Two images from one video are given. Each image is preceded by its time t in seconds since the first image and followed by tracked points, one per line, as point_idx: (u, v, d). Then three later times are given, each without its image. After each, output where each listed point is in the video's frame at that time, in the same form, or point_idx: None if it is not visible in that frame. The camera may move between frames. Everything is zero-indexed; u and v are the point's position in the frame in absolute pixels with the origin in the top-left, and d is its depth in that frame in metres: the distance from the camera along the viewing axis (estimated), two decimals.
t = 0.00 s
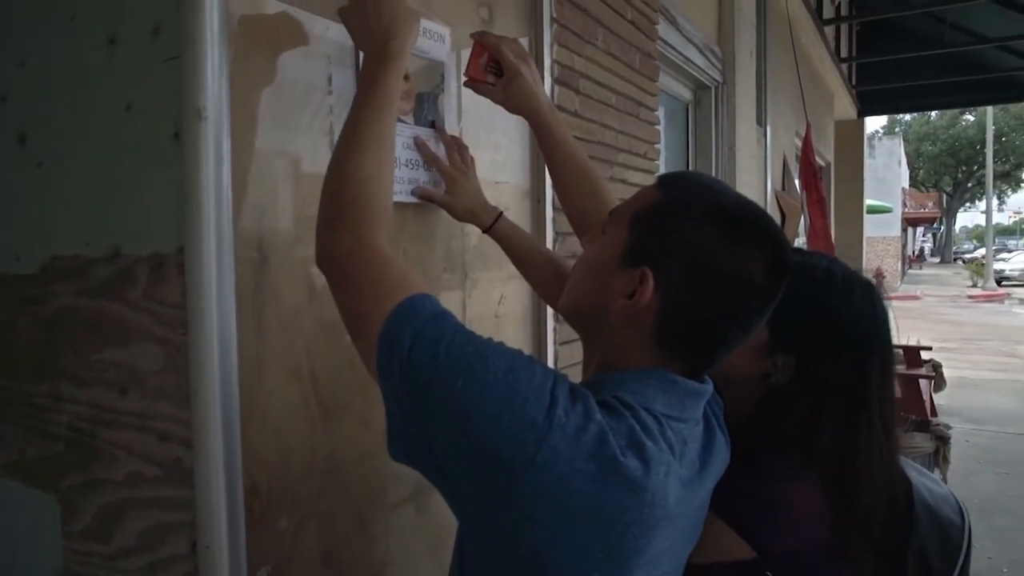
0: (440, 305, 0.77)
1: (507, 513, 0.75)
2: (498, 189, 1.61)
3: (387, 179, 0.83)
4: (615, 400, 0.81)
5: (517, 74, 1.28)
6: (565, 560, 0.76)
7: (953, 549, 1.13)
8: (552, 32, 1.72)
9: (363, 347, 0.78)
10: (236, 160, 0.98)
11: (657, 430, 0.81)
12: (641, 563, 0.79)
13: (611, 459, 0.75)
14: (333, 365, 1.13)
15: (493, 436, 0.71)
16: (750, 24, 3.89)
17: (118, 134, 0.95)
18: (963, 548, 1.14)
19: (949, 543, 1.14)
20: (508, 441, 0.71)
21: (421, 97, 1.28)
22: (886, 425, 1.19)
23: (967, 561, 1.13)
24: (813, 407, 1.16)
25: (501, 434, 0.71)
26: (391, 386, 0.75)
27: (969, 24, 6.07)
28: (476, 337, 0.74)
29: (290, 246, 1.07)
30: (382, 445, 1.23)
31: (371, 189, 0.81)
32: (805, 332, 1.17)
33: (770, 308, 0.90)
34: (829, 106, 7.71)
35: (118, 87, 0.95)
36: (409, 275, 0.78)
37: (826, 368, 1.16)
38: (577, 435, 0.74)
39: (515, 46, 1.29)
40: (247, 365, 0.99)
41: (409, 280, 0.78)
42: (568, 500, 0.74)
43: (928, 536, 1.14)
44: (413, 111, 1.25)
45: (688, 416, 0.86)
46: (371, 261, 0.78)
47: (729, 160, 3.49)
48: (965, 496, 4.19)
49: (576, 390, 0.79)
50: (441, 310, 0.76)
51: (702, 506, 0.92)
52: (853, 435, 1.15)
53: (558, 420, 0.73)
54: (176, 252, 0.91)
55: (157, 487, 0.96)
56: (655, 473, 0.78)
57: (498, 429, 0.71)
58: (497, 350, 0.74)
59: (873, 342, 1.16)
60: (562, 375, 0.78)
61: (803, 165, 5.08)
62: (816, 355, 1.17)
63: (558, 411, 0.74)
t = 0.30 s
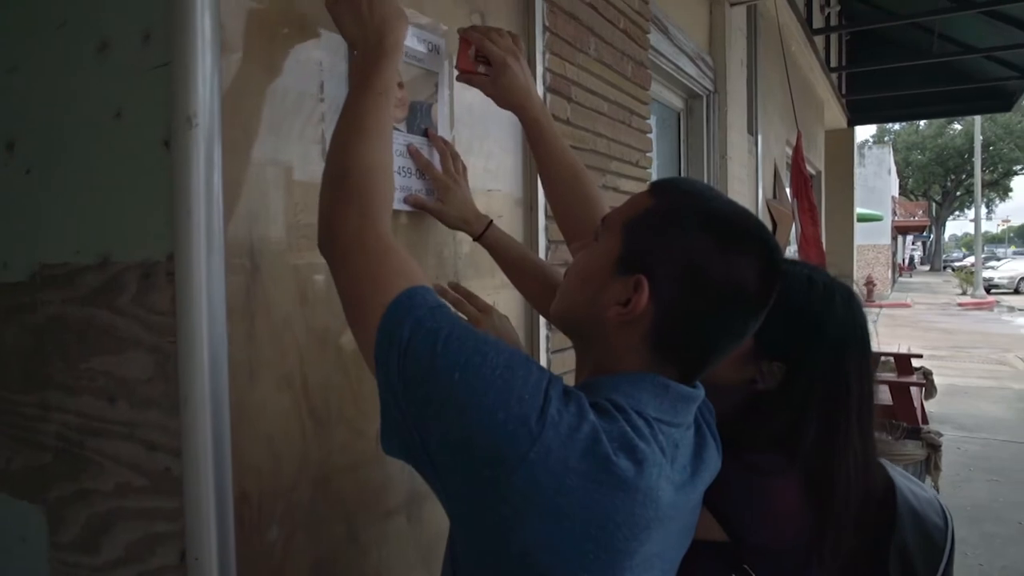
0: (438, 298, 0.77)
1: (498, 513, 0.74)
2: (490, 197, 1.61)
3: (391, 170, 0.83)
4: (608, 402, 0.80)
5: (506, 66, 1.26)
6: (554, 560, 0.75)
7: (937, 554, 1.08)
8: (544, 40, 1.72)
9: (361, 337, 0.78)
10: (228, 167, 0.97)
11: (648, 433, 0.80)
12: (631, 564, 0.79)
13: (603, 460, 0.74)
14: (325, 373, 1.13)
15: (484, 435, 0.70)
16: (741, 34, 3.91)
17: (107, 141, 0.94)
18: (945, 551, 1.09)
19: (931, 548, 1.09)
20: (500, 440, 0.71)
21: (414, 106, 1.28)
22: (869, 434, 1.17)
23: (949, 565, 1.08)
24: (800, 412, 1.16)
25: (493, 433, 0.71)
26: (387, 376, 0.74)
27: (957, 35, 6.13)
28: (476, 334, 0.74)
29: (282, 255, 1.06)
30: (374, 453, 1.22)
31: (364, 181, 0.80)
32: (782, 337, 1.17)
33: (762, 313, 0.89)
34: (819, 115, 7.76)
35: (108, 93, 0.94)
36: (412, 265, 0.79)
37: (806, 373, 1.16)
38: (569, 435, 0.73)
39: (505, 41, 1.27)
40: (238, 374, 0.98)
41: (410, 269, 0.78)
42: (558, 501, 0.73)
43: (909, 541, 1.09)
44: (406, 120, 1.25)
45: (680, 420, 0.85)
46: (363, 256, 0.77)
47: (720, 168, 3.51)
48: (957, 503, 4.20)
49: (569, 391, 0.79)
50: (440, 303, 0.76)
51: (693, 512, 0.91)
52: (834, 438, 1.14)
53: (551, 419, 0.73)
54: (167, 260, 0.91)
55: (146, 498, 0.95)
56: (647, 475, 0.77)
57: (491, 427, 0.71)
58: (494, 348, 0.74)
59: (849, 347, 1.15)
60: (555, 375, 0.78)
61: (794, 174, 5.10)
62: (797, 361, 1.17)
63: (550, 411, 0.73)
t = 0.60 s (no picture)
0: (427, 289, 0.77)
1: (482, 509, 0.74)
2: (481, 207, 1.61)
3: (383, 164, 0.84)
4: (591, 400, 0.80)
5: (480, 66, 1.29)
6: (538, 556, 0.75)
7: (914, 553, 1.09)
8: (535, 49, 1.73)
9: (351, 332, 0.78)
10: (216, 175, 0.97)
11: (632, 432, 0.80)
12: (615, 563, 0.78)
13: (587, 455, 0.74)
14: (314, 383, 1.12)
15: (470, 426, 0.70)
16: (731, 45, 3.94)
17: (94, 148, 0.94)
18: (923, 551, 1.10)
19: (908, 547, 1.09)
20: (485, 434, 0.71)
21: (405, 114, 1.27)
22: (842, 431, 1.18)
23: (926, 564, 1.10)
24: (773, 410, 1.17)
25: (478, 426, 0.71)
26: (377, 369, 0.74)
27: (944, 46, 6.19)
28: (467, 328, 0.74)
29: (271, 263, 1.06)
30: (363, 463, 1.21)
31: (361, 177, 0.81)
32: (756, 341, 1.19)
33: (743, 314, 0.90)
34: (809, 125, 7.80)
35: (95, 100, 0.94)
36: (404, 257, 0.79)
37: (778, 373, 1.18)
38: (554, 430, 0.73)
39: (478, 43, 1.30)
40: (226, 384, 0.97)
41: (401, 262, 0.78)
42: (541, 496, 0.73)
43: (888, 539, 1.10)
44: (396, 128, 1.24)
45: (664, 420, 0.85)
46: (356, 259, 0.77)
47: (711, 177, 3.52)
48: (947, 511, 4.20)
49: (554, 388, 0.79)
50: (430, 295, 0.76)
51: (678, 514, 0.91)
52: (810, 435, 1.15)
53: (536, 414, 0.73)
54: (154, 268, 0.90)
55: (131, 509, 0.93)
56: (631, 471, 0.77)
57: (478, 420, 0.71)
58: (483, 342, 0.74)
59: (812, 347, 1.18)
60: (540, 373, 0.78)
61: (784, 183, 5.13)
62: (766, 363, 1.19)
63: (535, 406, 0.73)
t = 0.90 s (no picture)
0: (411, 292, 0.76)
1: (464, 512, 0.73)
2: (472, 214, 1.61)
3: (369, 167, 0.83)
4: (575, 405, 0.79)
5: (468, 66, 1.29)
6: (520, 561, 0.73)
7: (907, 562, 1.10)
8: (526, 56, 1.73)
9: (336, 337, 0.77)
10: (204, 181, 0.96)
11: (615, 437, 0.79)
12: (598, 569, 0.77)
13: (569, 459, 0.73)
14: (303, 390, 1.11)
15: (451, 429, 0.70)
16: (723, 53, 3.95)
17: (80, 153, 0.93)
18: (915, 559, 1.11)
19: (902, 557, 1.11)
20: (466, 436, 0.70)
21: (396, 120, 1.27)
22: (836, 439, 1.19)
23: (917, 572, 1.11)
24: (770, 418, 1.15)
25: (458, 429, 0.70)
26: (359, 370, 0.73)
27: (934, 55, 6.24)
28: (451, 332, 0.74)
29: (259, 270, 1.05)
30: (352, 472, 1.20)
31: (349, 179, 0.80)
32: (753, 347, 1.19)
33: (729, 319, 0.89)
34: (801, 132, 7.84)
35: (82, 106, 0.93)
36: (390, 260, 0.78)
37: (771, 380, 1.17)
38: (536, 433, 0.72)
39: (466, 44, 1.30)
40: (213, 392, 0.96)
41: (387, 264, 0.77)
42: (522, 500, 0.72)
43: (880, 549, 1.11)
44: (387, 134, 1.24)
45: (648, 425, 0.84)
46: (341, 262, 0.76)
47: (704, 185, 3.52)
48: (941, 518, 4.21)
49: (537, 391, 0.78)
50: (415, 297, 0.76)
51: (664, 521, 0.89)
52: (807, 443, 1.14)
53: (517, 418, 0.72)
54: (140, 275, 0.89)
55: (115, 520, 0.92)
56: (614, 476, 0.76)
57: (459, 422, 0.70)
58: (466, 345, 0.73)
59: (812, 353, 1.17)
60: (523, 377, 0.78)
61: (776, 191, 5.15)
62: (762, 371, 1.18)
63: (517, 409, 0.72)
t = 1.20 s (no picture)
0: (400, 294, 0.76)
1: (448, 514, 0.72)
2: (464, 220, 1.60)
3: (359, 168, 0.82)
4: (559, 408, 0.79)
5: (454, 73, 1.28)
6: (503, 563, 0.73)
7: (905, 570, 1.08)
8: (519, 62, 1.73)
9: (325, 340, 0.76)
10: (194, 186, 0.95)
11: (599, 440, 0.78)
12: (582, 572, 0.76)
13: (552, 462, 0.72)
14: (293, 396, 1.10)
15: (434, 430, 0.69)
16: (716, 60, 3.97)
17: (68, 157, 0.92)
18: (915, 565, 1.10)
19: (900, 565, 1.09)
20: (449, 438, 0.69)
21: (388, 125, 1.26)
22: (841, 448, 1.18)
23: None
24: (773, 425, 1.16)
25: (441, 431, 0.69)
26: (345, 371, 0.72)
27: (925, 63, 6.28)
28: (436, 334, 0.73)
29: (249, 275, 1.04)
30: (342, 479, 1.19)
31: (339, 180, 0.80)
32: (757, 354, 1.17)
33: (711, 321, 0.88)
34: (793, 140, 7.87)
35: (69, 108, 0.92)
36: (379, 262, 0.78)
37: (772, 386, 1.17)
38: (519, 435, 0.72)
39: (454, 51, 1.30)
40: (202, 398, 0.95)
41: (377, 266, 0.77)
42: (505, 502, 0.71)
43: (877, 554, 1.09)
44: (379, 139, 1.23)
45: (633, 429, 0.83)
46: (335, 267, 0.75)
47: (697, 192, 3.53)
48: (934, 525, 4.21)
49: (521, 394, 0.77)
50: (403, 300, 0.75)
51: (648, 525, 0.89)
52: (812, 454, 1.14)
53: (500, 421, 0.71)
54: (128, 280, 0.88)
55: (102, 528, 0.91)
56: (597, 480, 0.75)
57: (442, 424, 0.69)
58: (451, 347, 0.73)
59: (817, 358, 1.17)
60: (508, 380, 0.77)
61: (770, 198, 5.16)
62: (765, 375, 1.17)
63: (500, 412, 0.72)
